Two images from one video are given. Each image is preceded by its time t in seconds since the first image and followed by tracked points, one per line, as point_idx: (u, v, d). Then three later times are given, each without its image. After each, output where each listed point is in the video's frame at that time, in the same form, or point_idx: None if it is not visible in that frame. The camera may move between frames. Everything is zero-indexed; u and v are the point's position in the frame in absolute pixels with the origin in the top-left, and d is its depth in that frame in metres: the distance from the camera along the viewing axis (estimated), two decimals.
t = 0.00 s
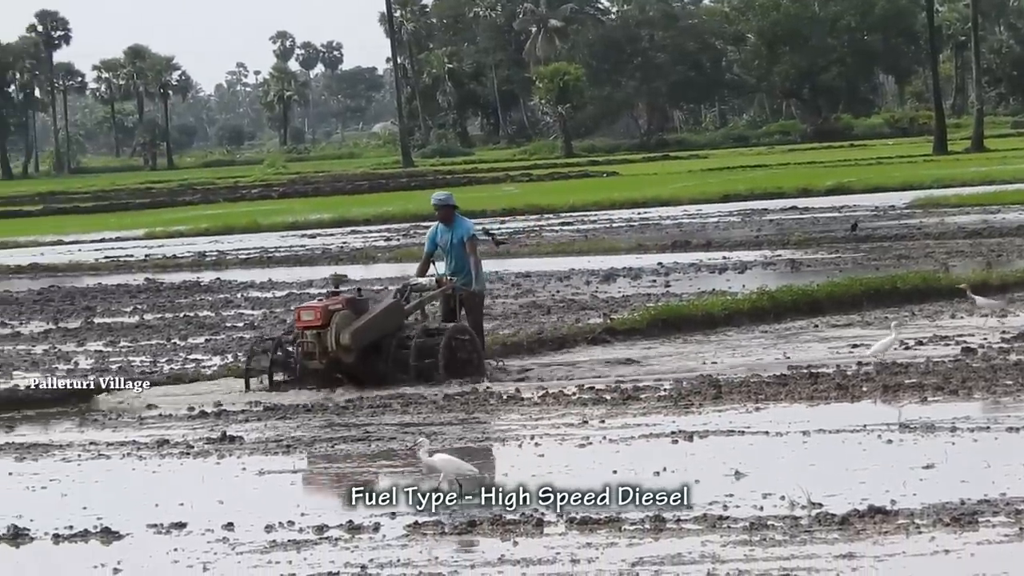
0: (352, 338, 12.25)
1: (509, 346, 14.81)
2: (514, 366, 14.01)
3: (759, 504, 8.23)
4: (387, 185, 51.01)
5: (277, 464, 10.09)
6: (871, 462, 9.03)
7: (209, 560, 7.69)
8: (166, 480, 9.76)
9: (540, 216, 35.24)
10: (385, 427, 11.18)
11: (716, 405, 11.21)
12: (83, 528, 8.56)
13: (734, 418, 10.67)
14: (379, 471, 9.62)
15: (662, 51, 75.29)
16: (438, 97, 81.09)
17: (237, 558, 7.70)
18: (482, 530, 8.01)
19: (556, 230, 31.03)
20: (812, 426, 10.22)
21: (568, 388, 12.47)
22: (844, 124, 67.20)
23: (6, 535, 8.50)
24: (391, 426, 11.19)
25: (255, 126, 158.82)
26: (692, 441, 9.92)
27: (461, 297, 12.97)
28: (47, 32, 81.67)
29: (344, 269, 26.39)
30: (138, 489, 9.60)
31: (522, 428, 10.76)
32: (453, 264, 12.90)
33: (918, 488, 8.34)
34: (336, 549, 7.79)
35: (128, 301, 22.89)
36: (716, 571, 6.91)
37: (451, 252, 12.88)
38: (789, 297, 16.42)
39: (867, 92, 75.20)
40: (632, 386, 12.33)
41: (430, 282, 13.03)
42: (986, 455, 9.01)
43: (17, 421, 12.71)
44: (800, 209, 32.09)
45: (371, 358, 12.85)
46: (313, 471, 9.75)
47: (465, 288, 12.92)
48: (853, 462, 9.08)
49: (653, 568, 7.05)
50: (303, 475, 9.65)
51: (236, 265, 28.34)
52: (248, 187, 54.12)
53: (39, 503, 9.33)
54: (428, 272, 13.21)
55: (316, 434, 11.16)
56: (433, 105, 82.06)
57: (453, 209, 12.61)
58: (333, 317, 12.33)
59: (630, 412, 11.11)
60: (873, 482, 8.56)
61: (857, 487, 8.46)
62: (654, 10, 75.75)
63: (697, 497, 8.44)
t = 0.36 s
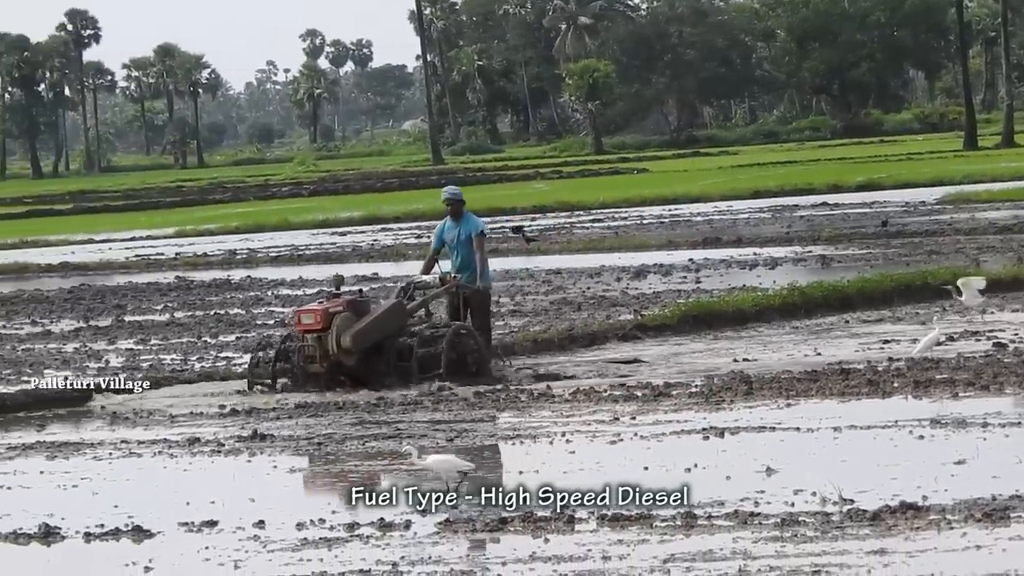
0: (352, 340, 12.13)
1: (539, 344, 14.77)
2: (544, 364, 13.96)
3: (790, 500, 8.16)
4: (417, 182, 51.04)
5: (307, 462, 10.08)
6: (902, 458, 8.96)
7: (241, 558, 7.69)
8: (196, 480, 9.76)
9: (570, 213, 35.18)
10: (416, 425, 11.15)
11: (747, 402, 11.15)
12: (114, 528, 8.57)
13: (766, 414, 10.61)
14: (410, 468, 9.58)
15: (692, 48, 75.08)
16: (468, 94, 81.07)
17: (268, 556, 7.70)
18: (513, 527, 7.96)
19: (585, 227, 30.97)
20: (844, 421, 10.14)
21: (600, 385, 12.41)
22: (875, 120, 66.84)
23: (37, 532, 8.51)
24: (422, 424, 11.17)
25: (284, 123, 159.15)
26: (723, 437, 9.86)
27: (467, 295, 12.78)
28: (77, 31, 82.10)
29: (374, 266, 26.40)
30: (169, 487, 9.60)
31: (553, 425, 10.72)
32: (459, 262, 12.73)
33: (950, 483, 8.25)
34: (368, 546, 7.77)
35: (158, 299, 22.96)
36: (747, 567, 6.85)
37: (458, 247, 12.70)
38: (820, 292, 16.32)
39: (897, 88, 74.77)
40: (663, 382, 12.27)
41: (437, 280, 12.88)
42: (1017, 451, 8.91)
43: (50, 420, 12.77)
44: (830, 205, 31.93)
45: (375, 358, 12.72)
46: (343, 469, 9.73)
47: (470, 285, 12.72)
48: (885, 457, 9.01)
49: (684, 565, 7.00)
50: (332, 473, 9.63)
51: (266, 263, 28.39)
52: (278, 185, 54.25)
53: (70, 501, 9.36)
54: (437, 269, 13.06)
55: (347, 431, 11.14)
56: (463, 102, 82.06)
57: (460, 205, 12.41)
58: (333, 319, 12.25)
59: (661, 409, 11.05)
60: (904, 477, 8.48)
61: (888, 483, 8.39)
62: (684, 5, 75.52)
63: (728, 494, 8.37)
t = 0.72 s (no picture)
0: (362, 343, 11.83)
1: (575, 344, 14.68)
2: (580, 364, 13.87)
3: (827, 499, 8.03)
4: (453, 183, 51.06)
5: (345, 463, 10.04)
6: (940, 456, 8.83)
7: (278, 558, 7.64)
8: (233, 482, 9.72)
9: (606, 213, 35.07)
10: (453, 425, 11.09)
11: (784, 400, 11.03)
12: (152, 529, 8.53)
13: (803, 413, 10.50)
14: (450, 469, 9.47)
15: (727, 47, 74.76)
16: (503, 95, 81.05)
17: (306, 557, 7.65)
18: (550, 527, 7.84)
19: (622, 226, 30.85)
20: (881, 420, 10.02)
21: (638, 385, 12.33)
22: (910, 119, 66.35)
23: (75, 534, 8.46)
24: (459, 424, 11.11)
25: (321, 124, 159.61)
26: (761, 436, 9.74)
27: (474, 299, 12.76)
28: (113, 33, 82.65)
29: (410, 267, 26.39)
30: (209, 489, 9.55)
31: (590, 424, 10.65)
32: (468, 266, 12.68)
33: (988, 482, 8.11)
34: (403, 546, 7.72)
35: (196, 301, 22.99)
36: (785, 566, 6.74)
37: (468, 252, 12.64)
38: (856, 290, 16.17)
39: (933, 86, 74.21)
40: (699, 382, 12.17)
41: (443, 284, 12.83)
42: None
43: (89, 420, 12.77)
44: (866, 203, 31.70)
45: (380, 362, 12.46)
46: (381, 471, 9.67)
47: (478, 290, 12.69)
48: (921, 455, 8.88)
49: (722, 564, 6.89)
50: (369, 475, 9.59)
51: (303, 264, 28.42)
52: (315, 186, 54.38)
53: (108, 503, 9.31)
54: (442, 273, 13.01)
55: (385, 431, 11.07)
56: (499, 103, 82.05)
57: (472, 208, 12.34)
58: (342, 322, 11.94)
59: (697, 408, 10.96)
60: (941, 476, 8.34)
61: (925, 481, 8.26)
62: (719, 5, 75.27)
63: (764, 494, 8.24)
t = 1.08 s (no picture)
0: (360, 351, 11.76)
1: (604, 350, 14.59)
2: (609, 370, 13.78)
3: (857, 504, 7.88)
4: (483, 189, 51.03)
5: (376, 469, 9.82)
6: (970, 461, 8.70)
7: (306, 566, 7.40)
8: (263, 488, 9.49)
9: (636, 218, 34.98)
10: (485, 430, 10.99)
11: (814, 406, 10.93)
12: (181, 535, 8.28)
13: (834, 418, 10.40)
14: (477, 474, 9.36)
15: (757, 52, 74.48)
16: (533, 100, 81.05)
17: (335, 564, 7.40)
18: (580, 533, 7.67)
19: (652, 231, 30.74)
20: (912, 425, 9.90)
21: (668, 390, 12.23)
22: (940, 124, 65.96)
23: (103, 540, 8.22)
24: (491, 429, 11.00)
25: (350, 130, 160.05)
26: (790, 441, 9.64)
27: (479, 309, 12.30)
28: (142, 40, 83.21)
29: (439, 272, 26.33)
30: (241, 496, 9.31)
31: (620, 431, 10.56)
32: (472, 275, 12.22)
33: (1017, 487, 7.97)
34: (436, 552, 7.49)
35: (225, 307, 23.01)
36: (814, 572, 6.62)
37: (471, 261, 12.15)
38: (886, 296, 16.04)
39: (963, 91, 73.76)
40: (730, 388, 12.05)
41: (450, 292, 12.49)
42: None
43: (118, 424, 12.71)
44: (895, 208, 31.50)
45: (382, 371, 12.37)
46: (412, 478, 9.47)
47: (481, 299, 12.22)
48: (951, 461, 8.76)
49: (752, 569, 6.73)
50: (401, 481, 9.36)
51: (332, 270, 28.45)
52: (345, 192, 54.48)
53: (136, 509, 9.06)
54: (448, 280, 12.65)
55: (416, 436, 10.93)
56: (528, 108, 82.05)
57: (473, 218, 11.89)
58: (343, 329, 11.92)
59: (727, 414, 10.86)
60: (971, 481, 8.20)
61: (955, 486, 8.12)
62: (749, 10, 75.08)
63: (794, 498, 8.12)
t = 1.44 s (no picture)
0: (354, 359, 11.52)
1: (626, 355, 14.59)
2: (631, 375, 13.78)
3: (880, 510, 7.87)
4: (505, 193, 51.09)
5: (402, 473, 9.88)
6: (994, 467, 8.68)
7: (329, 570, 7.44)
8: (286, 493, 9.53)
9: (658, 224, 34.97)
10: (507, 436, 11.00)
11: (836, 412, 10.92)
12: (204, 540, 8.33)
13: (857, 424, 10.39)
14: (501, 481, 9.38)
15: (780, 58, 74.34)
16: (556, 105, 81.13)
17: (358, 568, 7.44)
18: (602, 538, 7.69)
19: (674, 237, 30.72)
20: (935, 431, 9.88)
21: (691, 395, 12.24)
22: (963, 130, 65.72)
23: (125, 545, 8.27)
24: (513, 435, 11.02)
25: (373, 135, 160.32)
26: (813, 447, 9.64)
27: (474, 317, 12.16)
28: (165, 44, 83.76)
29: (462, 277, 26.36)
30: (263, 502, 9.34)
31: (642, 436, 10.57)
32: (467, 283, 12.13)
33: None
34: (458, 557, 7.52)
35: (247, 312, 23.10)
36: None
37: (465, 269, 12.11)
38: (908, 301, 16.00)
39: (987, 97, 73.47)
40: (754, 394, 12.04)
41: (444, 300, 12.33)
42: None
43: (141, 427, 12.79)
44: (918, 214, 31.40)
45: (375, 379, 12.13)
46: (436, 482, 9.49)
47: (477, 307, 12.11)
48: (973, 466, 8.75)
49: None
50: (426, 486, 9.40)
51: (354, 275, 28.53)
52: (368, 196, 54.64)
53: (158, 514, 9.12)
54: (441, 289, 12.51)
55: (439, 441, 10.95)
56: (551, 113, 82.13)
57: (469, 223, 11.85)
58: (336, 337, 11.64)
59: (750, 420, 10.87)
60: (994, 487, 8.19)
61: (977, 492, 8.11)
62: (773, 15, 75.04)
63: (817, 505, 8.12)
